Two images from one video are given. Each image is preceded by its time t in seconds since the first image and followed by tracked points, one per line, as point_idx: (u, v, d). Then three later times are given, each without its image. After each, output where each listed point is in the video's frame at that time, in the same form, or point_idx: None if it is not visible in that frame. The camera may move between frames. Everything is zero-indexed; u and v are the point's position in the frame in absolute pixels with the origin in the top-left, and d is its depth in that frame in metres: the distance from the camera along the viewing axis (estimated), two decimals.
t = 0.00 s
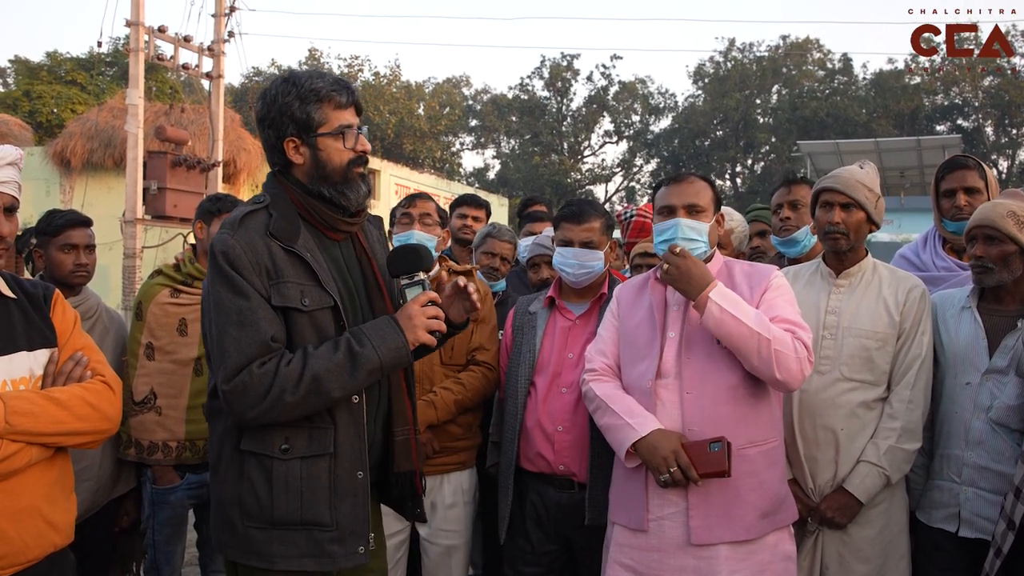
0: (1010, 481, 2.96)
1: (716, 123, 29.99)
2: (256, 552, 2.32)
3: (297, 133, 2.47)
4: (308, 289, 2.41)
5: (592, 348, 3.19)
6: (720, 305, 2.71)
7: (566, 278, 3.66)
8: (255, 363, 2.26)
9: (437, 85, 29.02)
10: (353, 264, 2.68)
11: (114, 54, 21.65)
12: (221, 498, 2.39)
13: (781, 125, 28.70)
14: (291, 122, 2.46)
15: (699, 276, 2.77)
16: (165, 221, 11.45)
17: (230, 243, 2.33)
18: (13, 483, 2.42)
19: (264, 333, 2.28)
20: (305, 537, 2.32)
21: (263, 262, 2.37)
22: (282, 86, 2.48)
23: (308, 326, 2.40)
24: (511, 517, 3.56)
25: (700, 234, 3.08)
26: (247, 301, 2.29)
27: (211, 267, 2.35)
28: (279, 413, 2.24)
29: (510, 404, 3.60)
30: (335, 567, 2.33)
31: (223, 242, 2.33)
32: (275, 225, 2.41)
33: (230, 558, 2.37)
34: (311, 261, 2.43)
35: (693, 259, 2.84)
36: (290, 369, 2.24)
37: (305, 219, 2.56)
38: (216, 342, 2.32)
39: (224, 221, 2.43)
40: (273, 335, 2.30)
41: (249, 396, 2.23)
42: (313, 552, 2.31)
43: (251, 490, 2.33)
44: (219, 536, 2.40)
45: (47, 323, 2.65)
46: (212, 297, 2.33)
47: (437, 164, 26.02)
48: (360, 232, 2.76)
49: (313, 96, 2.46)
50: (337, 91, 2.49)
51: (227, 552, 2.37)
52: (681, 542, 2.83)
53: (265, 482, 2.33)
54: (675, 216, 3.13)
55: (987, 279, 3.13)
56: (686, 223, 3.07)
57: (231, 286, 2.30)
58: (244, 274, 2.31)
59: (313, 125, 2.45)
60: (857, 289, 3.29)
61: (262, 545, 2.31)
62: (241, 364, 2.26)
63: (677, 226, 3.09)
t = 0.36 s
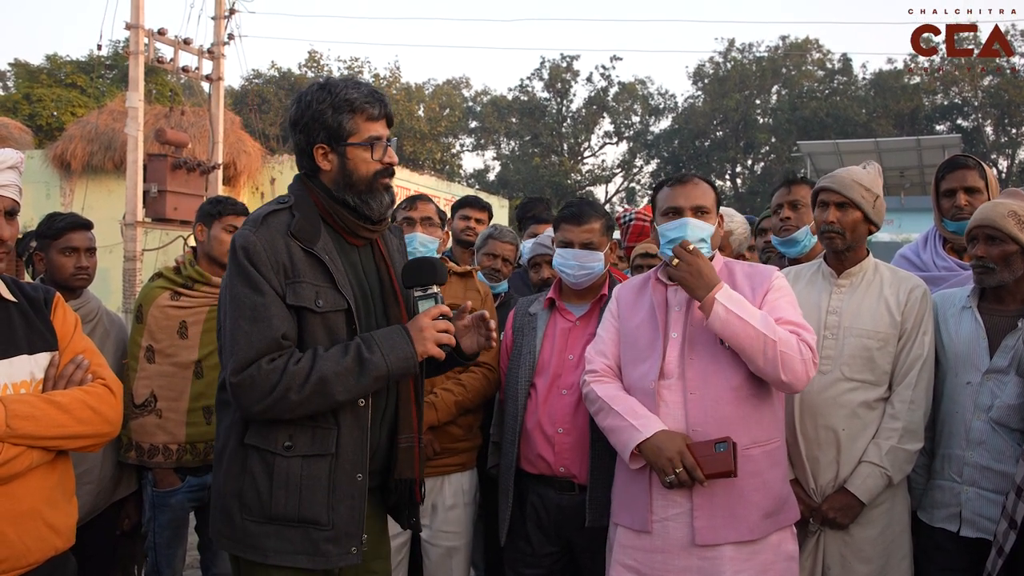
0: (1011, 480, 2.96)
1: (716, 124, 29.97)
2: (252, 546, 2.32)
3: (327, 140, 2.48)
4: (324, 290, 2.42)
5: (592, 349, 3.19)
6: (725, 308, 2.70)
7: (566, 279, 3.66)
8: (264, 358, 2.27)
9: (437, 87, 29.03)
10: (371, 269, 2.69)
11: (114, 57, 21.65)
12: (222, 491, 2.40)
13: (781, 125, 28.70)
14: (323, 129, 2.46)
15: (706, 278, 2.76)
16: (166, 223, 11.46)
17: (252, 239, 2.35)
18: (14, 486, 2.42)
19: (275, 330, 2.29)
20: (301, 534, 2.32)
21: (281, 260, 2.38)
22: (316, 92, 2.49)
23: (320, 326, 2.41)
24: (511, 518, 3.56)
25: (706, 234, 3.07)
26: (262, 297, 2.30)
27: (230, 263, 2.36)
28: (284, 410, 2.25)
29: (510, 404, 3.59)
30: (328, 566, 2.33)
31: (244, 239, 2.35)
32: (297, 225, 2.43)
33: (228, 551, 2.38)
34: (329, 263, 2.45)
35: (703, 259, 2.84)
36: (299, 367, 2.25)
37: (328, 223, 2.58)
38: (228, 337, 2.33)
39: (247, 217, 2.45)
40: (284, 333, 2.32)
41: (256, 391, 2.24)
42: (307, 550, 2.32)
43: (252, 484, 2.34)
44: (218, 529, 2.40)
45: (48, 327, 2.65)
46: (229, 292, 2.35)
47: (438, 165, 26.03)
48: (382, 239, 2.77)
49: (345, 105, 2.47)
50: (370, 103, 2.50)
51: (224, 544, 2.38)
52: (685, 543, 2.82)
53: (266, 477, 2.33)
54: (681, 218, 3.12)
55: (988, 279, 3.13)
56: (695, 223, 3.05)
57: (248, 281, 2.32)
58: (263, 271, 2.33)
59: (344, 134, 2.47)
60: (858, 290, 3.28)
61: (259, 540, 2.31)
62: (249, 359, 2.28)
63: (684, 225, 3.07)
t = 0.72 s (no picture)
0: (1010, 479, 2.95)
1: (715, 124, 29.95)
2: (266, 545, 2.34)
3: (322, 140, 2.48)
4: (326, 288, 2.42)
5: (591, 351, 3.18)
6: (732, 310, 2.70)
7: (566, 279, 3.66)
8: (269, 357, 2.27)
9: (437, 88, 29.03)
10: (373, 266, 2.69)
11: (113, 58, 21.63)
12: (236, 492, 2.40)
13: (780, 125, 28.73)
14: (317, 130, 2.47)
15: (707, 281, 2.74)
16: (165, 225, 11.48)
17: (253, 241, 2.34)
18: (13, 488, 2.41)
19: (279, 329, 2.29)
20: (315, 531, 2.34)
21: (283, 260, 2.39)
22: (310, 94, 2.50)
23: (324, 324, 2.41)
24: (512, 518, 3.56)
25: (706, 237, 3.07)
26: (264, 297, 2.31)
27: (232, 265, 2.37)
28: (290, 408, 2.26)
29: (509, 405, 3.59)
30: (345, 561, 2.35)
31: (245, 240, 2.35)
32: (296, 225, 2.43)
33: (243, 552, 2.39)
34: (330, 261, 2.45)
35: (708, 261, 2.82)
36: (303, 365, 2.25)
37: (327, 222, 2.58)
38: (232, 337, 2.34)
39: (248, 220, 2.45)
40: (288, 331, 2.32)
41: (262, 390, 2.24)
42: (323, 547, 2.34)
43: (264, 483, 2.35)
44: (232, 528, 2.41)
45: (47, 328, 2.65)
46: (231, 294, 2.35)
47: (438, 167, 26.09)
48: (383, 236, 2.78)
49: (339, 105, 2.47)
50: (363, 102, 2.50)
51: (240, 545, 2.39)
52: (691, 542, 2.82)
53: (278, 475, 2.35)
54: (680, 221, 3.10)
55: (987, 278, 3.13)
56: (695, 226, 3.03)
57: (250, 282, 2.32)
58: (264, 271, 2.33)
59: (338, 133, 2.47)
60: (858, 289, 3.29)
61: (275, 538, 2.33)
62: (254, 359, 2.28)
63: (684, 231, 3.05)
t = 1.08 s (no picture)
0: (1005, 475, 2.96)
1: (712, 123, 29.86)
2: (279, 546, 2.34)
3: (305, 140, 2.48)
4: (319, 287, 2.42)
5: (602, 344, 3.19)
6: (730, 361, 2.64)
7: (563, 277, 3.66)
8: (264, 360, 2.28)
9: (434, 87, 29.02)
10: (365, 262, 2.68)
11: (109, 57, 21.58)
12: (245, 494, 2.40)
13: (778, 124, 28.78)
14: (300, 131, 2.47)
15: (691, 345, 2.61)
16: (162, 225, 11.49)
17: (241, 246, 2.35)
18: (10, 487, 2.41)
19: (272, 331, 2.30)
20: (328, 529, 2.34)
21: (272, 262, 2.38)
22: (291, 95, 2.50)
23: (319, 322, 2.41)
24: (510, 516, 3.55)
25: (724, 232, 3.08)
26: (255, 300, 2.31)
27: (223, 271, 2.37)
28: (290, 409, 2.27)
29: (508, 405, 3.59)
30: (359, 557, 2.35)
31: (233, 246, 2.35)
32: (283, 227, 2.43)
33: (255, 554, 2.40)
34: (321, 261, 2.44)
35: (677, 321, 2.61)
36: (300, 365, 2.26)
37: (314, 221, 2.57)
38: (229, 342, 2.35)
39: (235, 225, 2.45)
40: (282, 333, 2.32)
41: (261, 392, 2.25)
42: (337, 544, 2.34)
43: (272, 484, 2.35)
44: (243, 530, 2.41)
45: (44, 327, 2.64)
46: (225, 301, 2.36)
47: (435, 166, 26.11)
48: (373, 232, 2.77)
49: (320, 105, 2.46)
50: (345, 100, 2.49)
51: (251, 546, 2.39)
52: (694, 540, 2.83)
53: (285, 477, 2.35)
54: (698, 214, 3.11)
55: (983, 274, 3.13)
56: (712, 220, 3.04)
57: (241, 287, 2.33)
58: (255, 276, 2.33)
59: (320, 133, 2.46)
60: (855, 286, 3.29)
61: (287, 539, 2.34)
62: (250, 363, 2.29)
63: (701, 224, 3.06)
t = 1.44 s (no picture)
0: (1003, 472, 2.95)
1: (710, 121, 29.80)
2: (265, 546, 2.35)
3: (306, 141, 2.48)
4: (315, 288, 2.42)
5: (627, 335, 3.20)
6: (739, 433, 2.67)
7: (563, 275, 3.65)
8: (256, 360, 2.28)
9: (432, 85, 28.99)
10: (363, 263, 2.68)
11: (107, 57, 21.53)
12: (232, 492, 2.40)
13: (776, 122, 28.82)
14: (300, 130, 2.46)
15: (698, 450, 2.67)
16: (160, 224, 11.48)
17: (239, 243, 2.35)
18: (8, 485, 2.40)
19: (265, 331, 2.30)
20: (311, 531, 2.34)
21: (269, 260, 2.38)
22: (293, 94, 2.49)
23: (313, 323, 2.41)
24: (508, 515, 3.55)
25: (756, 230, 3.09)
26: (250, 299, 2.31)
27: (219, 269, 2.37)
28: (279, 409, 2.27)
29: (506, 402, 3.58)
30: (341, 559, 2.36)
31: (231, 243, 2.35)
32: (282, 226, 2.43)
33: (242, 551, 2.40)
34: (318, 261, 2.44)
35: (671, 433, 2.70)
36: (292, 366, 2.26)
37: (313, 221, 2.57)
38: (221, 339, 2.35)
39: (234, 222, 2.45)
40: (275, 333, 2.32)
41: (251, 391, 2.26)
42: (318, 545, 2.34)
43: (259, 483, 2.35)
44: (230, 528, 2.42)
45: (41, 325, 2.63)
46: (219, 296, 2.36)
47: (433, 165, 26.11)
48: (372, 233, 2.77)
49: (322, 105, 2.46)
50: (347, 101, 2.48)
51: (238, 544, 2.40)
52: (703, 540, 2.84)
53: (271, 476, 2.35)
54: (731, 210, 3.13)
55: (981, 272, 3.13)
56: (745, 217, 3.06)
57: (236, 285, 2.32)
58: (250, 273, 2.33)
59: (321, 134, 2.46)
60: (854, 284, 3.29)
61: (272, 538, 2.34)
62: (242, 361, 2.29)
63: (735, 221, 3.08)
